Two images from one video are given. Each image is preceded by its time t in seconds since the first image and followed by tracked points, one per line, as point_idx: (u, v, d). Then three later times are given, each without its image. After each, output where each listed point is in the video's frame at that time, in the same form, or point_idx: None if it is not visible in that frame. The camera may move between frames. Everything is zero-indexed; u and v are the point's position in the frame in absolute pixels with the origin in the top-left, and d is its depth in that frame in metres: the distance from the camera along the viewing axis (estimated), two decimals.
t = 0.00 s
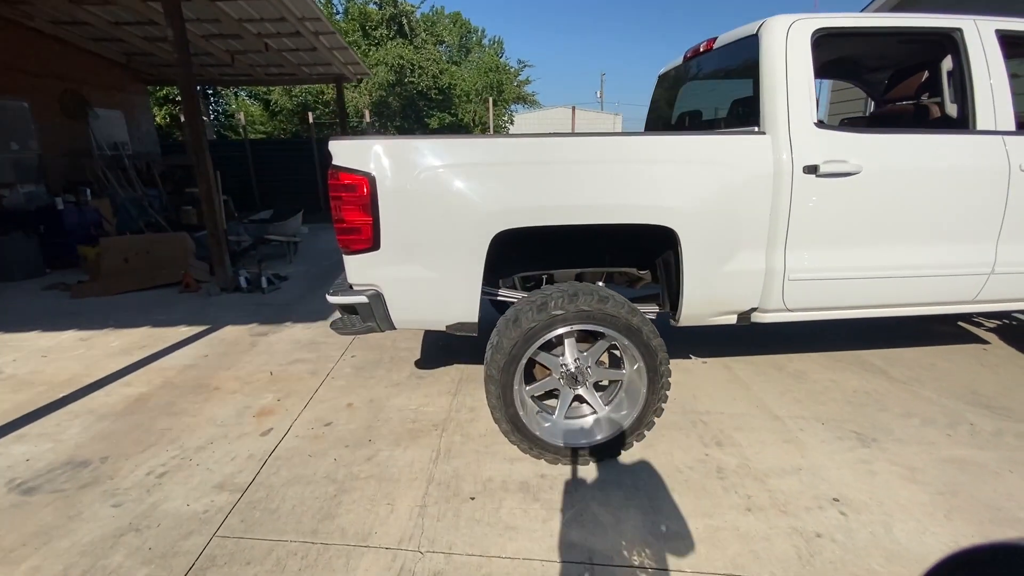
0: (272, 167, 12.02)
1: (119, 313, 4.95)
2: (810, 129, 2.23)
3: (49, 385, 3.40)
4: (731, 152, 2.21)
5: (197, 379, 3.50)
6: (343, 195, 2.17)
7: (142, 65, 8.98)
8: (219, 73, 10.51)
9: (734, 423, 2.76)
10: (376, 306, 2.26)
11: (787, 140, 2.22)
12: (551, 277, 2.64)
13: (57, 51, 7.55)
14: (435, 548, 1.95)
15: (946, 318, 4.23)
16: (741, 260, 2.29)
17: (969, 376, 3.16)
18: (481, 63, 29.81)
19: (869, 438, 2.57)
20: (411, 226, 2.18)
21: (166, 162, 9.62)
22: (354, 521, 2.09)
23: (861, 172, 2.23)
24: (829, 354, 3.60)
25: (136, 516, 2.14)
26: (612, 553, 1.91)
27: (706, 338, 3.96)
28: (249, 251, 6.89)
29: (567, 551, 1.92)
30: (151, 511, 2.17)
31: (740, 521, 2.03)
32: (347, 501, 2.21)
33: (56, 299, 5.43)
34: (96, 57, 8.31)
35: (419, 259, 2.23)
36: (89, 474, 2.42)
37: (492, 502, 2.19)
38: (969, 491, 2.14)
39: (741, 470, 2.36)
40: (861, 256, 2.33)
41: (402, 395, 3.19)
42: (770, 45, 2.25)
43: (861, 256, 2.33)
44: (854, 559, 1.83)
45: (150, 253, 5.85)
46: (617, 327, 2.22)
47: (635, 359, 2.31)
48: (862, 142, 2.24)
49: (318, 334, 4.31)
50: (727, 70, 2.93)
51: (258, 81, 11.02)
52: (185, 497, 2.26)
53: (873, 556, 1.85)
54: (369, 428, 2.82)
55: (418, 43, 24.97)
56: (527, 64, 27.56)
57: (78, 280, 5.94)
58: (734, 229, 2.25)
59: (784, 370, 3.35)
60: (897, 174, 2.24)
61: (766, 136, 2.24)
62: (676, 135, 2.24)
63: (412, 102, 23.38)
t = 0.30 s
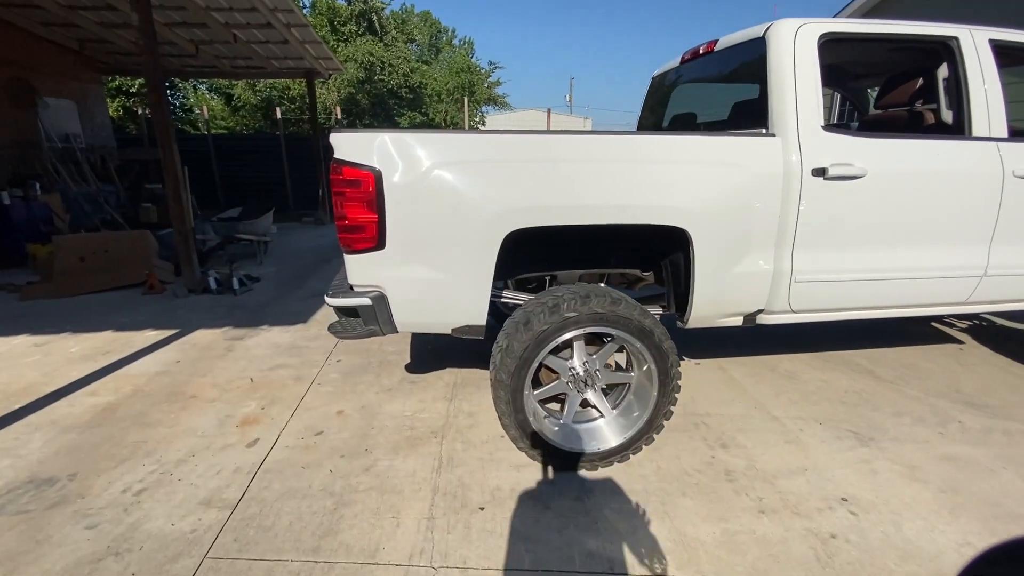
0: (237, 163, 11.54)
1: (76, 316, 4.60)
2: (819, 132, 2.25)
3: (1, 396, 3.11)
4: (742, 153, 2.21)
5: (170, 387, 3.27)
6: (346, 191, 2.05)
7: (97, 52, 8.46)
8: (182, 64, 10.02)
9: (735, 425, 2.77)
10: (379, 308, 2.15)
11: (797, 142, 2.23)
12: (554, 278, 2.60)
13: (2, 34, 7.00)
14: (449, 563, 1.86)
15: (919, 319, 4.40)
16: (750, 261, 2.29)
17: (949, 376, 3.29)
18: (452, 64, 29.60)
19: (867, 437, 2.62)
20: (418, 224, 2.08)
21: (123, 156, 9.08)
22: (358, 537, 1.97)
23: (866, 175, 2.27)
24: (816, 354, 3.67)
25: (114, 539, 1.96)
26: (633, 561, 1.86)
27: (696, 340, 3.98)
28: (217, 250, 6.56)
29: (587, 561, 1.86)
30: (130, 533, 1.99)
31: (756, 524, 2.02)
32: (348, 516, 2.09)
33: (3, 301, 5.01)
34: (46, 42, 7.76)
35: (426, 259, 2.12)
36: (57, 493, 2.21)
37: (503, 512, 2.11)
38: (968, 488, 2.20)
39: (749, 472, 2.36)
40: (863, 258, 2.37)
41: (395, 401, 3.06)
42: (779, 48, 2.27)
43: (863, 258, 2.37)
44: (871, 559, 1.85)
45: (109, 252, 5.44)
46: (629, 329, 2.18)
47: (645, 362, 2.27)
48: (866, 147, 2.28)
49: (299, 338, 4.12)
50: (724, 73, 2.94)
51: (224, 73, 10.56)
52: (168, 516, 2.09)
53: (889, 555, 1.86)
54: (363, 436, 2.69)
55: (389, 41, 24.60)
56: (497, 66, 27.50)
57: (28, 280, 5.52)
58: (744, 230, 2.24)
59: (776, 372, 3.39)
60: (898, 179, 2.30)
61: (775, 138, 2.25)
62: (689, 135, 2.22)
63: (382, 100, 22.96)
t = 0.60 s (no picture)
0: (196, 164, 11.06)
1: (31, 326, 4.30)
2: (812, 144, 2.37)
3: None
4: (742, 163, 2.29)
5: (146, 401, 3.11)
6: (355, 197, 2.01)
7: (44, 46, 7.95)
8: (136, 60, 9.53)
9: (729, 425, 2.85)
10: (387, 316, 2.11)
11: (792, 154, 2.35)
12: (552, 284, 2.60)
13: None
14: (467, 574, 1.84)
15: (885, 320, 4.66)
16: (748, 267, 2.38)
17: (916, 374, 3.51)
18: (417, 65, 29.33)
19: (852, 434, 2.75)
20: (430, 230, 2.05)
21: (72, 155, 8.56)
22: (370, 552, 1.93)
23: (853, 186, 2.40)
24: (795, 355, 3.83)
25: (106, 567, 1.86)
26: (650, 564, 1.88)
27: (682, 342, 4.08)
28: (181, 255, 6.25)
29: (604, 566, 1.88)
30: (123, 559, 1.90)
31: (761, 522, 2.09)
32: (357, 530, 2.04)
33: None
34: None
35: (438, 266, 2.10)
36: (36, 520, 2.08)
37: (515, 520, 2.10)
38: (948, 480, 2.34)
39: (748, 471, 2.44)
40: (849, 264, 2.51)
41: (389, 410, 3.00)
42: (774, 64, 2.40)
43: (850, 264, 2.51)
44: (869, 551, 1.95)
45: (66, 258, 5.08)
46: (637, 334, 2.22)
47: (651, 366, 2.31)
48: (853, 159, 2.42)
49: (280, 346, 3.97)
50: (710, 84, 3.03)
51: (182, 70, 10.11)
52: (163, 540, 1.99)
53: (885, 546, 1.97)
54: (361, 447, 2.62)
55: (353, 41, 24.15)
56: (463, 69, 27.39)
57: None
58: (743, 238, 2.33)
59: (761, 372, 3.52)
60: (881, 189, 2.45)
61: (771, 149, 2.36)
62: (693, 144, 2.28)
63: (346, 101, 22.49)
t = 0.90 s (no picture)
0: (154, 168, 10.62)
1: None
2: (785, 153, 2.55)
3: None
4: (724, 169, 2.44)
5: (124, 414, 3.00)
6: (358, 202, 2.04)
7: None
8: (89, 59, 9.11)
9: (712, 418, 3.00)
10: (389, 319, 2.14)
11: (768, 161, 2.52)
12: (545, 287, 2.68)
13: None
14: (477, 569, 1.88)
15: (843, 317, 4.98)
16: (730, 268, 2.52)
17: (876, 366, 3.77)
18: (382, 69, 29.07)
19: (823, 423, 2.95)
20: (432, 234, 2.09)
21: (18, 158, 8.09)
22: (378, 552, 1.95)
23: (823, 191, 2.59)
24: (766, 351, 4.05)
25: None
26: (651, 550, 1.98)
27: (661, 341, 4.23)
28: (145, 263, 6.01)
29: (608, 553, 1.96)
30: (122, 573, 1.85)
31: (749, 506, 2.23)
32: (363, 532, 2.05)
33: None
34: None
35: (439, 269, 2.14)
36: (21, 539, 2.00)
37: (518, 515, 2.16)
38: (912, 461, 2.55)
39: (733, 460, 2.58)
40: (820, 263, 2.70)
41: (382, 414, 3.00)
42: (749, 79, 2.58)
43: (820, 263, 2.70)
44: (848, 527, 2.11)
45: (18, 267, 4.80)
46: (630, 332, 2.32)
47: (643, 363, 2.42)
48: (823, 166, 2.61)
49: (261, 354, 3.90)
50: (689, 95, 3.18)
51: (139, 70, 9.72)
52: (162, 552, 1.95)
53: (862, 523, 2.14)
54: (358, 452, 2.62)
55: (316, 44, 23.74)
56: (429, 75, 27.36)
57: None
58: (725, 239, 2.47)
59: (737, 368, 3.70)
60: (847, 194, 2.65)
61: (750, 156, 2.52)
62: (680, 151, 2.41)
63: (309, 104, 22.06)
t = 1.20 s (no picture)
0: (115, 175, 10.26)
1: None
2: (755, 158, 2.77)
3: None
4: (701, 173, 2.63)
5: (111, 423, 2.96)
6: (362, 204, 2.12)
7: None
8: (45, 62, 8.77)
9: (692, 406, 3.18)
10: (392, 317, 2.22)
11: (740, 165, 2.72)
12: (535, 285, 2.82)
13: None
14: (485, 552, 1.97)
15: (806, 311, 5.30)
16: (707, 264, 2.71)
17: (837, 355, 4.06)
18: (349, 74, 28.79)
19: (794, 407, 3.17)
20: (434, 234, 2.18)
21: None
22: (388, 542, 2.02)
23: (789, 192, 2.82)
24: (738, 344, 4.29)
25: None
26: (646, 527, 2.12)
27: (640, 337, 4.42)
28: (113, 271, 5.84)
29: (607, 532, 2.09)
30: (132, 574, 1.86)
31: (732, 484, 2.40)
32: (370, 524, 2.12)
33: None
34: None
35: (440, 269, 2.23)
36: (20, 548, 1.98)
37: (519, 501, 2.26)
38: (874, 438, 2.78)
39: (715, 443, 2.75)
40: (787, 258, 2.92)
41: (376, 414, 3.05)
42: (721, 89, 2.79)
43: (787, 258, 2.92)
44: (821, 499, 2.30)
45: None
46: (619, 325, 2.47)
47: (630, 354, 2.57)
48: (788, 169, 2.84)
49: (246, 360, 3.88)
50: (664, 103, 3.38)
51: (99, 74, 9.41)
52: (171, 552, 1.97)
53: (832, 494, 2.34)
54: (357, 450, 2.67)
55: (281, 48, 23.35)
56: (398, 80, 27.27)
57: None
58: (703, 237, 2.66)
59: (712, 360, 3.91)
60: (810, 195, 2.89)
61: (724, 160, 2.72)
62: (661, 156, 2.59)
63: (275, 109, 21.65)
